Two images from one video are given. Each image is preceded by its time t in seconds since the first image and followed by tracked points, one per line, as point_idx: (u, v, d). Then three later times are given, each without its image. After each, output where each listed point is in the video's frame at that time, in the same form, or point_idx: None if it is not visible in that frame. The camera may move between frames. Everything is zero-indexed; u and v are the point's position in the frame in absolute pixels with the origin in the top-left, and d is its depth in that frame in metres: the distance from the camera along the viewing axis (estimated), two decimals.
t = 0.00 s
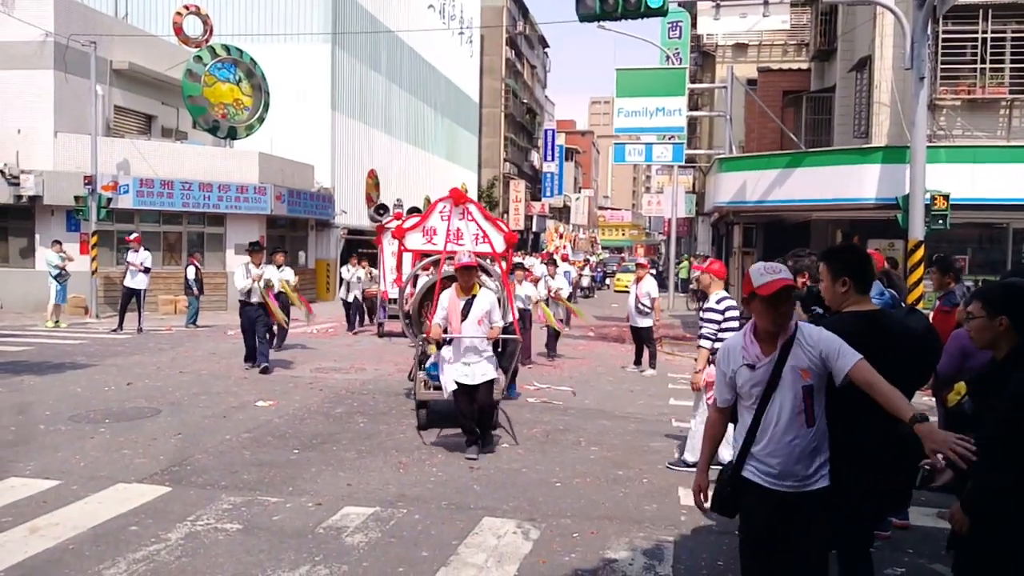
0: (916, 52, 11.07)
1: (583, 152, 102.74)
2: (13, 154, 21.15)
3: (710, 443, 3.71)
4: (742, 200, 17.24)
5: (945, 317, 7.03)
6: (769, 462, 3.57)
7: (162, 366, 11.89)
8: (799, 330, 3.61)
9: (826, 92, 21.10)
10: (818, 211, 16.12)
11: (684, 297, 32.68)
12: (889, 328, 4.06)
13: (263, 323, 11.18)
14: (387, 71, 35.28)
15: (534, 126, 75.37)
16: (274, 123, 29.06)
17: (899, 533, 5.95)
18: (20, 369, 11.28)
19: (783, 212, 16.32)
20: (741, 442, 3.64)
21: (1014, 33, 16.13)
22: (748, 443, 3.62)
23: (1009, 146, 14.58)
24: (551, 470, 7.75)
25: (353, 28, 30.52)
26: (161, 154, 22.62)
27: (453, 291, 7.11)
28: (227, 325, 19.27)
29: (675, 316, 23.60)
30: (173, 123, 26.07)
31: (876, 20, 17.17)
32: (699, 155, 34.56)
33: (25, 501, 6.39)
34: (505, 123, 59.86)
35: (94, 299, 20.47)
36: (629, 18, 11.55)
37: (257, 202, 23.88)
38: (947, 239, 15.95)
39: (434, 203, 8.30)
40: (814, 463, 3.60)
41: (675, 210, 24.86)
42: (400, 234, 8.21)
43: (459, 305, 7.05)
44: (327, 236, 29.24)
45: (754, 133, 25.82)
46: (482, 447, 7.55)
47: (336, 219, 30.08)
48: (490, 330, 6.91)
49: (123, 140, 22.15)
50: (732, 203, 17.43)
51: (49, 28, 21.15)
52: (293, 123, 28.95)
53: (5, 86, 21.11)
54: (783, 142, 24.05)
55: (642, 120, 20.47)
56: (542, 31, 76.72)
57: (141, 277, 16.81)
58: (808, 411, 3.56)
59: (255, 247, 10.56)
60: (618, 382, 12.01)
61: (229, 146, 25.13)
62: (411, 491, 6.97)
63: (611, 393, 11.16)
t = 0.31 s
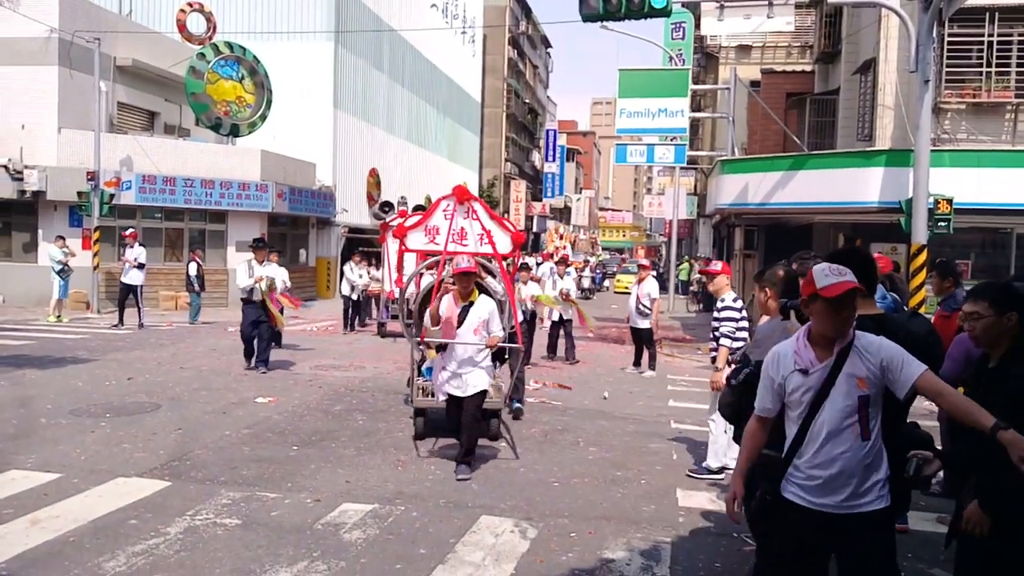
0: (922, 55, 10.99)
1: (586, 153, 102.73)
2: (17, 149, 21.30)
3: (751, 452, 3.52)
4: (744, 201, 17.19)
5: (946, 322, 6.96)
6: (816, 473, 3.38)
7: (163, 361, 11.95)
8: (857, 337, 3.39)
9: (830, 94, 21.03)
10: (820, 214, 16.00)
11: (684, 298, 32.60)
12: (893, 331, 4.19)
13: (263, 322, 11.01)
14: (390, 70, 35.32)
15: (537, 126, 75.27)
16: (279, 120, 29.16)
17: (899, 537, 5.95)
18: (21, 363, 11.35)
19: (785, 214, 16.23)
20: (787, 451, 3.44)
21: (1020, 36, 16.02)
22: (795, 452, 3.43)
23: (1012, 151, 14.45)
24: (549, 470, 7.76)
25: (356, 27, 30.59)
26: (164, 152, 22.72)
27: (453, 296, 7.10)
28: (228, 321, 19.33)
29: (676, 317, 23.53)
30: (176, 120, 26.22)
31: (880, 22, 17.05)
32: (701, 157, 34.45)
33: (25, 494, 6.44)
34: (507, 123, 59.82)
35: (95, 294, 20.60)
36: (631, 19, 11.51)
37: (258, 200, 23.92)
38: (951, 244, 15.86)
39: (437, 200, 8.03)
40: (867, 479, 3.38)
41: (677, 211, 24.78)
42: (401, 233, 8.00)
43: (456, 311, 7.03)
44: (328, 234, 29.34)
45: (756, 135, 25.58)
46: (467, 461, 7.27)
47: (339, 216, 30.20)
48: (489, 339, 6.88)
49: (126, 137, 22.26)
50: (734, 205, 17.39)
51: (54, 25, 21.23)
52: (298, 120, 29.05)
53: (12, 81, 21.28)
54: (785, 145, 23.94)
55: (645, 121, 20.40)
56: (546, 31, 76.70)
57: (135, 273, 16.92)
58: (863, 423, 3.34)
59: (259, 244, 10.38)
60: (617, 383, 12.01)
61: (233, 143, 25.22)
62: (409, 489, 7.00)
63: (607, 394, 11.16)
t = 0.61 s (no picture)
0: (927, 50, 10.94)
1: (588, 149, 102.59)
2: (19, 143, 21.30)
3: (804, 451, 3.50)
4: (748, 197, 17.15)
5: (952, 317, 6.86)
6: (868, 473, 3.36)
7: (165, 356, 11.98)
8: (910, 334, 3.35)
9: (835, 90, 20.95)
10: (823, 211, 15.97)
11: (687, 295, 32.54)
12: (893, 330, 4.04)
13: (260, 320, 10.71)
14: (393, 65, 35.29)
15: (539, 122, 75.18)
16: (281, 115, 29.17)
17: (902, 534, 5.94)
18: (23, 358, 11.39)
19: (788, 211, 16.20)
20: (838, 451, 3.43)
21: None
22: (846, 451, 3.40)
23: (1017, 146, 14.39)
24: (550, 465, 7.76)
25: (358, 22, 30.53)
26: (166, 146, 22.74)
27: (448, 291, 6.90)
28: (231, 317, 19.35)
29: (678, 314, 23.50)
30: (178, 114, 26.26)
31: (886, 18, 16.97)
32: (704, 152, 34.36)
33: (27, 487, 6.46)
34: (510, 118, 59.73)
35: (98, 289, 20.65)
36: (635, 13, 11.45)
37: (261, 193, 23.98)
38: (955, 240, 15.89)
39: (438, 194, 7.69)
40: (920, 480, 3.35)
41: (680, 207, 24.72)
42: (399, 229, 7.63)
43: (453, 307, 6.83)
44: (330, 229, 29.33)
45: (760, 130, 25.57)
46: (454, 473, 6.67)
47: (341, 212, 30.21)
48: (489, 334, 6.72)
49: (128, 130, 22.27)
50: (738, 201, 17.36)
51: (56, 18, 21.24)
52: (301, 116, 29.04)
53: (15, 75, 21.30)
54: (789, 141, 23.85)
55: (648, 116, 20.35)
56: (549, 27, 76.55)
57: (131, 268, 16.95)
58: (919, 423, 3.29)
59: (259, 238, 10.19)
60: (619, 378, 12.01)
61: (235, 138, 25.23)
62: (410, 483, 7.00)
63: (609, 390, 11.14)
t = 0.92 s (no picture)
0: (928, 39, 10.88)
1: (589, 141, 102.44)
2: (20, 145, 21.28)
3: (829, 434, 3.59)
4: (750, 188, 17.11)
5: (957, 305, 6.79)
6: (880, 460, 3.39)
7: (169, 355, 11.99)
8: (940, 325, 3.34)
9: (835, 79, 20.87)
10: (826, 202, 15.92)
11: (689, 287, 32.50)
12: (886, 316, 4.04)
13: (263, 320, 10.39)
14: (392, 59, 35.21)
15: (539, 115, 75.04)
16: (281, 112, 29.15)
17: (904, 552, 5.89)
18: (28, 359, 11.41)
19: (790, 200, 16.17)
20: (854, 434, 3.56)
21: None
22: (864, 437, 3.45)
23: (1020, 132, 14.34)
24: (555, 459, 7.77)
25: (356, 16, 30.45)
26: (166, 146, 22.71)
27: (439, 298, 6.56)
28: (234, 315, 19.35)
29: (681, 306, 23.48)
30: (178, 113, 26.22)
31: (887, 5, 16.89)
32: (706, 144, 34.26)
33: (34, 488, 6.48)
34: (510, 112, 59.60)
35: (100, 289, 20.67)
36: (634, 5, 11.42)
37: (262, 192, 24.02)
38: (958, 228, 15.83)
39: (439, 186, 7.43)
40: (935, 477, 3.31)
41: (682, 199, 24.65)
42: (399, 224, 7.43)
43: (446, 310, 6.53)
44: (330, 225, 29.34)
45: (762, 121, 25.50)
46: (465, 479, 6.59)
47: (341, 208, 30.18)
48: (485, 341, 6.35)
49: (128, 131, 22.20)
50: (740, 192, 17.32)
51: (53, 18, 21.18)
52: (300, 112, 28.96)
53: (13, 76, 21.27)
54: (791, 131, 23.75)
55: (648, 108, 20.32)
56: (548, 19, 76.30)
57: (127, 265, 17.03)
58: (937, 416, 3.27)
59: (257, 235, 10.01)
60: (623, 372, 12.01)
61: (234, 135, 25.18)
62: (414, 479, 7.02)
63: (614, 383, 11.13)
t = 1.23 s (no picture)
0: (938, 35, 10.80)
1: (594, 135, 102.28)
2: (25, 128, 21.31)
3: (840, 422, 3.69)
4: (754, 183, 17.04)
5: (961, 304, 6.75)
6: (869, 451, 3.44)
7: (170, 339, 12.05)
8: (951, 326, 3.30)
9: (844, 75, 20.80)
10: (830, 199, 15.89)
11: (692, 282, 32.46)
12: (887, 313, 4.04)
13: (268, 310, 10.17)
14: (399, 50, 35.21)
15: (545, 107, 74.96)
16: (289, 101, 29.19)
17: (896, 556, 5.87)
18: (31, 340, 11.48)
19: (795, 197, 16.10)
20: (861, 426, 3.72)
21: None
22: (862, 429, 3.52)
23: None
24: (554, 450, 7.78)
25: (364, 6, 30.44)
26: (173, 130, 22.80)
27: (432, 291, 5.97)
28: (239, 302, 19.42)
29: (683, 301, 23.45)
30: (184, 99, 26.31)
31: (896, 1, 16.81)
32: (711, 138, 34.14)
33: (34, 467, 6.52)
34: (515, 104, 59.52)
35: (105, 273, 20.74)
36: None
37: (266, 179, 23.94)
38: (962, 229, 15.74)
39: (443, 172, 7.41)
40: (920, 475, 3.28)
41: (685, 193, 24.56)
42: (401, 212, 7.47)
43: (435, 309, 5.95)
44: (335, 214, 29.37)
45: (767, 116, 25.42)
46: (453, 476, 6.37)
47: (346, 198, 30.20)
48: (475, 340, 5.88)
49: (134, 116, 22.32)
50: (744, 187, 17.26)
51: (61, 2, 21.24)
52: (307, 102, 29.00)
53: (22, 60, 21.35)
54: (797, 127, 23.66)
55: (655, 101, 20.29)
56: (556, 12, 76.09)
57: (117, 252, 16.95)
58: (927, 414, 3.25)
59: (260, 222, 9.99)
60: (623, 365, 12.01)
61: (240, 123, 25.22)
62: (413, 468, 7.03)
63: (614, 376, 11.13)
